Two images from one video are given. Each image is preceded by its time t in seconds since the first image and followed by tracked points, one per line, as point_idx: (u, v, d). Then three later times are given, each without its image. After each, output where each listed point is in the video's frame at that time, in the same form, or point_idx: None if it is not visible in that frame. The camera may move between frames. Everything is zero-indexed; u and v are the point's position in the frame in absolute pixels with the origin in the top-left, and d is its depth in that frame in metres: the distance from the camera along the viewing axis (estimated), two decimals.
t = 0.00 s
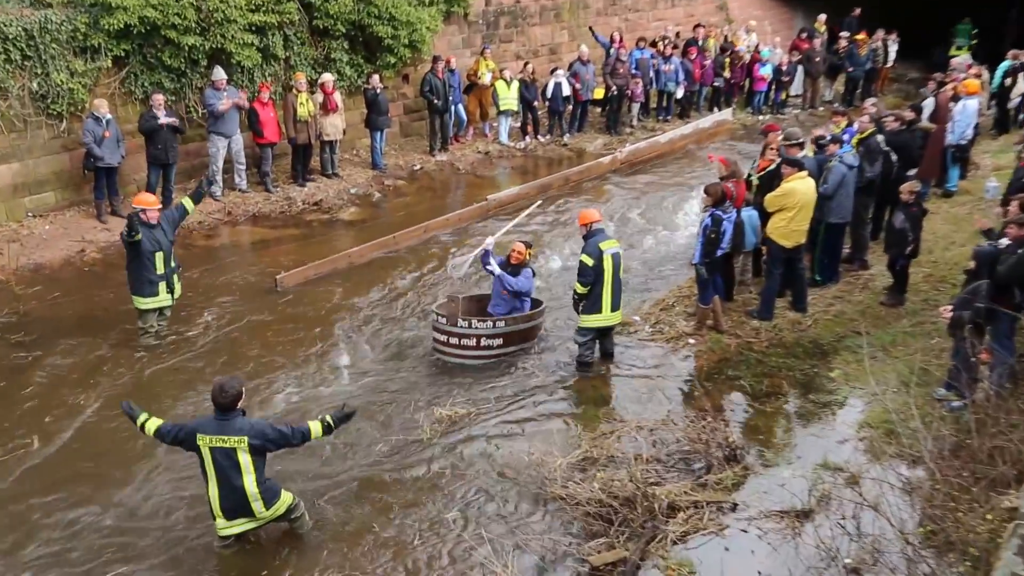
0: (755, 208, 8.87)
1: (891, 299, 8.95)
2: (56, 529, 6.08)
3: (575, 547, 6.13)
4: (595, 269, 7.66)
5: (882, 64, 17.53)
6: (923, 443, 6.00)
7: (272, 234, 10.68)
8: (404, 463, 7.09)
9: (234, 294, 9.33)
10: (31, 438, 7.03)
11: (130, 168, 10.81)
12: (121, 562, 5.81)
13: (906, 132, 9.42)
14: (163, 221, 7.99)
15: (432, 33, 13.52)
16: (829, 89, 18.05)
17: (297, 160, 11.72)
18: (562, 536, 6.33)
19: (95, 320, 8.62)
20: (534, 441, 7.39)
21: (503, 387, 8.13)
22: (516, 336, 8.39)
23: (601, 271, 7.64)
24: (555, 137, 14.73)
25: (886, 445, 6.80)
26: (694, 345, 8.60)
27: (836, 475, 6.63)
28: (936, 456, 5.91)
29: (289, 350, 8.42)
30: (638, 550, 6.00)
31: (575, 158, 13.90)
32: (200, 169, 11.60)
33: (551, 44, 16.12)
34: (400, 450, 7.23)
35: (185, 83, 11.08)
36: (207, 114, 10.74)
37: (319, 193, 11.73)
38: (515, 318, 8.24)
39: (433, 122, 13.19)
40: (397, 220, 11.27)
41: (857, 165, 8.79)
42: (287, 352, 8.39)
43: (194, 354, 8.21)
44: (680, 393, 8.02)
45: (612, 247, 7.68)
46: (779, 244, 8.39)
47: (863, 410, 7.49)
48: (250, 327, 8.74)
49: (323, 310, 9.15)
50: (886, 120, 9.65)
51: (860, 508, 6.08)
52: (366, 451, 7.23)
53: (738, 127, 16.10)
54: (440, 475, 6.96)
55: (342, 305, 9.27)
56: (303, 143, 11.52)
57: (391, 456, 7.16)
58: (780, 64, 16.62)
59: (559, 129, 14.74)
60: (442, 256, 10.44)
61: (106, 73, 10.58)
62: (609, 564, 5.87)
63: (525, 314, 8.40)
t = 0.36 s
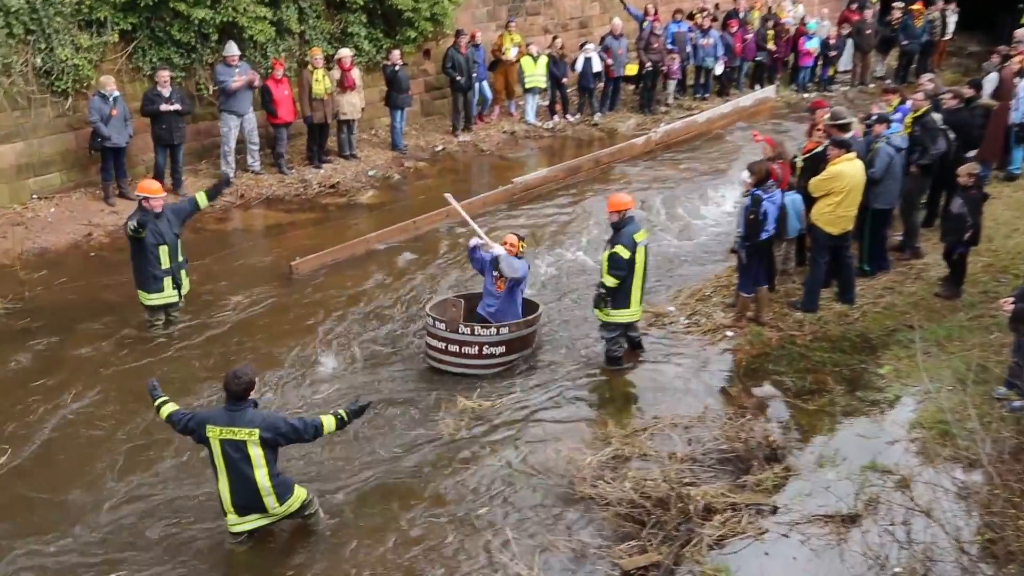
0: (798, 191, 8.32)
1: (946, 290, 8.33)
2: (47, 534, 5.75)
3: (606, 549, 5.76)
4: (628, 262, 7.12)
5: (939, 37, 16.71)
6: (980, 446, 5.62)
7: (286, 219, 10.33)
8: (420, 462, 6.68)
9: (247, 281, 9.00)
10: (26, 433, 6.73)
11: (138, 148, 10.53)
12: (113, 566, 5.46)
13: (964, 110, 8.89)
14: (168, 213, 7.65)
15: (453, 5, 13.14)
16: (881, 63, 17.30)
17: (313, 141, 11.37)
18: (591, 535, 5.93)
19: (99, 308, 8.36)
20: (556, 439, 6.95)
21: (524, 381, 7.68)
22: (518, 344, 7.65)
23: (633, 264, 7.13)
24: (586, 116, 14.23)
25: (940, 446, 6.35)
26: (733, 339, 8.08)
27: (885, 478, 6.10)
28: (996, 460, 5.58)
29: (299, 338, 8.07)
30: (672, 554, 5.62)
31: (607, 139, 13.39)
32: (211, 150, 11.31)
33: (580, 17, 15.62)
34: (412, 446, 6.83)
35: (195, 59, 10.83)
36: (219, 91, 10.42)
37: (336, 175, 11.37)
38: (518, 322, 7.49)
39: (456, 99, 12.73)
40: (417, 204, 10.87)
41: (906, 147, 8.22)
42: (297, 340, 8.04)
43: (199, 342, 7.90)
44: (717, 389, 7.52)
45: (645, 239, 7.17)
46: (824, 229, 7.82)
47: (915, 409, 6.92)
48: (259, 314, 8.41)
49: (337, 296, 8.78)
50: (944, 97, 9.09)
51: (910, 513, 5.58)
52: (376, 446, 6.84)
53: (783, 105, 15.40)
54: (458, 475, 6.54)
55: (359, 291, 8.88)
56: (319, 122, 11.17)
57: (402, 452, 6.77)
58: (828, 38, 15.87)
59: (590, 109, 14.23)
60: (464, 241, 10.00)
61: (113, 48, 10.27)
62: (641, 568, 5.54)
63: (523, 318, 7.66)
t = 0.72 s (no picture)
0: (848, 170, 8.01)
1: (1002, 276, 7.98)
2: (78, 515, 5.72)
3: (643, 539, 5.58)
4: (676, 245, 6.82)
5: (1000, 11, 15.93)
6: None
7: (318, 199, 10.21)
8: (454, 447, 6.52)
9: (279, 262, 8.89)
10: (56, 412, 6.72)
11: (168, 127, 10.44)
12: (143, 550, 5.41)
13: None
14: (191, 202, 7.50)
15: None
16: (936, 38, 16.67)
17: (345, 119, 11.24)
18: (628, 526, 5.76)
19: (130, 288, 8.32)
20: (592, 426, 6.76)
21: (561, 367, 7.49)
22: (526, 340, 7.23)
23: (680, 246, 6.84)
24: (625, 93, 13.96)
25: (994, 438, 6.00)
26: (776, 324, 7.82)
27: (935, 471, 5.81)
28: None
29: (332, 320, 7.95)
30: (712, 544, 5.43)
31: (647, 117, 13.11)
32: (243, 129, 11.23)
33: None
34: (446, 432, 6.69)
35: (226, 36, 10.70)
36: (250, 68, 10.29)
37: (369, 154, 11.23)
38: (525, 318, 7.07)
39: (491, 78, 12.55)
40: (451, 185, 10.69)
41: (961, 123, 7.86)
42: (329, 322, 7.93)
43: (230, 323, 7.81)
44: (759, 376, 7.28)
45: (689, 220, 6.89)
46: (874, 212, 7.54)
47: (967, 399, 6.62)
48: (291, 296, 8.30)
49: (371, 279, 8.63)
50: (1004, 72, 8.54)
51: (960, 506, 5.32)
52: (409, 431, 6.72)
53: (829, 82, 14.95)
54: (491, 462, 6.37)
55: (394, 273, 8.73)
56: (351, 100, 11.02)
57: (436, 437, 6.63)
58: (880, 12, 15.38)
59: (629, 86, 13.96)
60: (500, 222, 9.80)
61: (143, 25, 10.14)
62: (679, 559, 5.35)
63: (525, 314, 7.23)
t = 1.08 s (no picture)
0: (915, 143, 7.49)
1: None
2: (90, 498, 5.48)
3: (691, 535, 5.16)
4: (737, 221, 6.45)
5: None
6: None
7: (348, 174, 9.87)
8: (488, 434, 6.15)
9: (309, 241, 8.57)
10: (71, 391, 6.49)
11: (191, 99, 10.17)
12: (157, 537, 5.17)
13: None
14: (221, 179, 7.09)
15: None
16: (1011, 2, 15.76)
17: (376, 91, 10.89)
18: (674, 519, 5.34)
19: (153, 266, 8.09)
20: (634, 413, 6.36)
21: (607, 352, 7.07)
22: (534, 335, 6.71)
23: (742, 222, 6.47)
24: (673, 63, 13.49)
25: None
26: (834, 309, 7.32)
27: (1010, 466, 5.30)
28: None
29: (363, 300, 7.62)
30: (764, 542, 4.96)
31: (696, 89, 12.63)
32: (271, 102, 10.95)
33: None
34: (481, 418, 6.33)
35: (252, 4, 10.38)
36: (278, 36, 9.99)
37: (402, 128, 10.86)
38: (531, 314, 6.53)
39: (531, 45, 12.19)
40: (487, 160, 10.30)
41: None
42: (360, 301, 7.60)
43: (256, 304, 7.53)
44: (817, 364, 6.78)
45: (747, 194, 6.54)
46: (943, 188, 7.02)
47: None
48: (322, 275, 8.00)
49: (405, 257, 8.28)
50: None
51: None
52: (443, 414, 6.37)
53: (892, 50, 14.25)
54: (525, 453, 5.99)
55: (430, 251, 8.37)
56: (382, 70, 10.66)
57: (472, 424, 6.28)
58: None
59: (677, 55, 13.52)
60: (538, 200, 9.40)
61: None
62: (730, 556, 4.92)
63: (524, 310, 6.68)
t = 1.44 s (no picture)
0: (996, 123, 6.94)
1: None
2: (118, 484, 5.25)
3: (748, 538, 4.79)
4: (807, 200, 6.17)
5: None
6: None
7: (390, 152, 9.56)
8: (536, 425, 5.82)
9: (350, 221, 8.28)
10: (100, 371, 6.28)
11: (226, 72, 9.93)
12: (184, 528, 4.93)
13: None
14: (267, 152, 6.82)
15: None
16: None
17: (419, 65, 10.56)
18: (731, 522, 4.96)
19: (188, 244, 7.89)
20: (691, 407, 5.97)
21: (665, 339, 6.69)
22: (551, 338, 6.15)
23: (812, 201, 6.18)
24: (735, 35, 13.05)
25: None
26: (905, 299, 6.85)
27: None
28: None
29: (406, 283, 7.31)
30: (827, 545, 4.55)
31: (760, 63, 12.17)
32: (310, 77, 10.69)
33: None
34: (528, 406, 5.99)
35: None
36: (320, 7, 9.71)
37: (446, 104, 10.52)
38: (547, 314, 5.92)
39: (583, 17, 11.90)
40: (535, 138, 9.95)
41: None
42: (403, 284, 7.30)
43: (293, 287, 7.27)
44: (886, 359, 6.32)
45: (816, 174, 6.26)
46: None
47: None
48: (364, 256, 7.72)
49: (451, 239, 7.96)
50: None
51: None
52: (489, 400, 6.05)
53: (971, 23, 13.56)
54: (573, 446, 5.65)
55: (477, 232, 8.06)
56: (426, 42, 10.31)
57: (518, 412, 5.94)
58: None
59: (738, 28, 13.08)
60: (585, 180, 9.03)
61: None
62: (790, 560, 4.54)
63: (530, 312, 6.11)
